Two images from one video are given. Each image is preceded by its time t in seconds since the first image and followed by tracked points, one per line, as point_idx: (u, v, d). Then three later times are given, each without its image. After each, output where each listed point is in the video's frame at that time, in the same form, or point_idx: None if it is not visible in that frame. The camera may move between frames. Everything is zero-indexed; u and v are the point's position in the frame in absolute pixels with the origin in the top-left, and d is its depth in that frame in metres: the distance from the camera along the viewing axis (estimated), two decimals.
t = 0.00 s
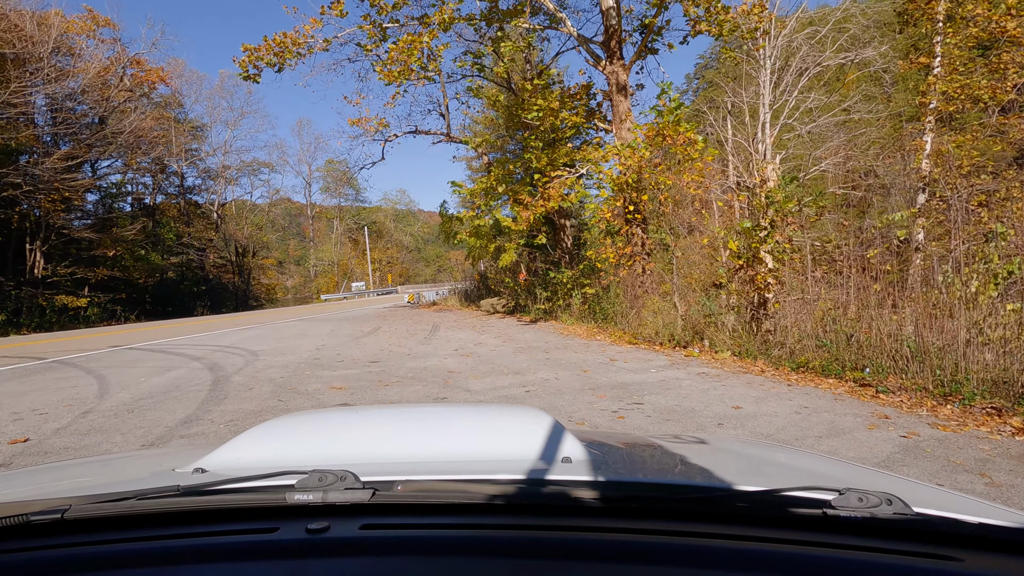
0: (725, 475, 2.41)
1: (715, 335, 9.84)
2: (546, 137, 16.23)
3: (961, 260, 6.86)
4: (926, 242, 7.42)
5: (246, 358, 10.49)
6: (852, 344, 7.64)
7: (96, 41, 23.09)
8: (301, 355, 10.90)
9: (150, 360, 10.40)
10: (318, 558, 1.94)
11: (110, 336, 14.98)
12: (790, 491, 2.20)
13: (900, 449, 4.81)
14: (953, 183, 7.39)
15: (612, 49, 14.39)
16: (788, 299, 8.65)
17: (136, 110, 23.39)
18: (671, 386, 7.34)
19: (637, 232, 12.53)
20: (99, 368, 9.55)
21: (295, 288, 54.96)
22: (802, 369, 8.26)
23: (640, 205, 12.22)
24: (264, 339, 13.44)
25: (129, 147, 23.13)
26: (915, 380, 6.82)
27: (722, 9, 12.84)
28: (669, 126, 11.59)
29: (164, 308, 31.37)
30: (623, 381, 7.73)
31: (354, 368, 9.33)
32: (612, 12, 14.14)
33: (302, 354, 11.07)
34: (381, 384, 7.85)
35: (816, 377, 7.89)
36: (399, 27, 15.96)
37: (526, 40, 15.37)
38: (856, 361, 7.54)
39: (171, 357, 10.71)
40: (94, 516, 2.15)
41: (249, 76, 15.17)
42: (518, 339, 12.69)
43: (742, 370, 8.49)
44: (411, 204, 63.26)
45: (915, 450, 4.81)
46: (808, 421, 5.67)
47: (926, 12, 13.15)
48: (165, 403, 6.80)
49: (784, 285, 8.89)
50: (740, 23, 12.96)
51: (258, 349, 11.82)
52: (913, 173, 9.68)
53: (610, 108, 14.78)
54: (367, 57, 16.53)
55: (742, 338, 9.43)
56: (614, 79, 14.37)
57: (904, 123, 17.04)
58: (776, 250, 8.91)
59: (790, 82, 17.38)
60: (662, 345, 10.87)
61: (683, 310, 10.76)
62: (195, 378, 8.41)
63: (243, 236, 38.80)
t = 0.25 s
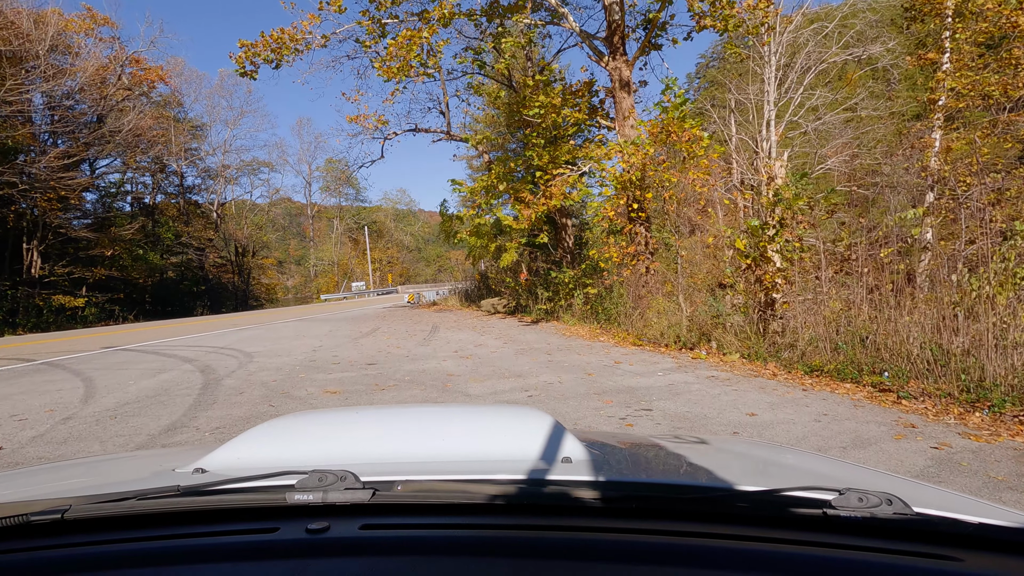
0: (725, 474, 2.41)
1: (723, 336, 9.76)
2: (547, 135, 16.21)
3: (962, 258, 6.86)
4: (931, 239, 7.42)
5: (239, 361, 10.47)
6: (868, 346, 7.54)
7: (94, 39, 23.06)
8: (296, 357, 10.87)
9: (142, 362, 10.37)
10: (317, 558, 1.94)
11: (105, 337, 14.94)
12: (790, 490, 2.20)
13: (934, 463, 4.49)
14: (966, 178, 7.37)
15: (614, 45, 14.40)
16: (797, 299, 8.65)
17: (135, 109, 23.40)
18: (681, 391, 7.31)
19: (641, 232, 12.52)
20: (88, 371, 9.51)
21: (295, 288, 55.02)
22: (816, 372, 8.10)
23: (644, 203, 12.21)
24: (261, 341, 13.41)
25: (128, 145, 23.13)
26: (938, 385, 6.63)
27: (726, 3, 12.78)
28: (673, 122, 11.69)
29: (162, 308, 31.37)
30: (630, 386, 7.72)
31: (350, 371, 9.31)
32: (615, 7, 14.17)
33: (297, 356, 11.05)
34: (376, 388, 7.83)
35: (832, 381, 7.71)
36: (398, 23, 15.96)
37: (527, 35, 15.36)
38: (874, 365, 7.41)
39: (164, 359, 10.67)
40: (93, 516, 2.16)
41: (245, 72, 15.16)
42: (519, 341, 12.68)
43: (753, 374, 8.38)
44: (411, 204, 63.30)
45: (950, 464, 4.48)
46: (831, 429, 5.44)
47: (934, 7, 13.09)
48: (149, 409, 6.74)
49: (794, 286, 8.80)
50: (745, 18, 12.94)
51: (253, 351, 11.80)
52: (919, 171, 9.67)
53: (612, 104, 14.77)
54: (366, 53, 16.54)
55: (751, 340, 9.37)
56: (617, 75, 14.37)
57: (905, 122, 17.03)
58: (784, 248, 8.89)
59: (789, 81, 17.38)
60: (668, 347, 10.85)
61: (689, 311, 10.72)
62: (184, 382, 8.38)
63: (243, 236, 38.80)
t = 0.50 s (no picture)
0: (726, 475, 2.41)
1: (728, 337, 9.76)
2: (548, 134, 16.19)
3: (968, 259, 6.97)
4: (937, 239, 7.35)
5: (236, 362, 10.45)
6: (878, 348, 7.51)
7: (93, 38, 23.03)
8: (293, 358, 10.86)
9: (136, 364, 10.35)
10: (317, 558, 1.94)
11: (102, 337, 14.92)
12: (790, 490, 2.20)
13: (957, 473, 4.42)
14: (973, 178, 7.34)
15: (616, 43, 14.39)
16: (803, 299, 8.67)
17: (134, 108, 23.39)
18: (687, 395, 7.28)
19: (643, 231, 12.52)
20: (81, 372, 9.50)
21: (295, 287, 55.02)
22: (825, 375, 8.08)
23: (646, 201, 12.21)
24: (258, 341, 13.40)
25: (126, 145, 23.10)
26: (953, 389, 6.52)
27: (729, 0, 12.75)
28: (677, 120, 11.71)
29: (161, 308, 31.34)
30: (633, 389, 7.70)
31: (348, 372, 9.30)
32: (617, 4, 14.19)
33: (295, 357, 11.04)
34: (374, 391, 7.81)
35: (842, 384, 7.68)
36: (398, 21, 15.92)
37: (529, 33, 15.33)
38: (885, 368, 7.34)
39: (159, 360, 10.65)
40: (93, 517, 2.16)
41: (244, 69, 15.14)
42: (520, 342, 12.67)
43: (760, 376, 8.36)
44: (411, 204, 63.32)
45: (975, 475, 4.41)
46: (847, 436, 5.40)
47: (941, 4, 13.02)
48: (139, 413, 6.72)
49: (799, 286, 8.88)
50: (748, 15, 12.90)
51: (250, 352, 11.78)
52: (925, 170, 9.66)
53: (614, 102, 14.75)
54: (366, 51, 16.53)
55: (756, 341, 9.38)
56: (619, 73, 14.35)
57: (906, 121, 17.01)
58: (789, 247, 8.92)
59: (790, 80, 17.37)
60: (671, 348, 10.85)
61: (692, 312, 10.70)
62: (177, 384, 8.37)
63: (243, 236, 38.80)
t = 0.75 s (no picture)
0: (727, 475, 2.41)
1: (730, 338, 9.79)
2: (548, 133, 16.20)
3: (972, 258, 6.75)
4: (940, 239, 7.15)
5: (234, 362, 10.43)
6: (883, 348, 7.50)
7: (93, 38, 23.04)
8: (292, 358, 10.85)
9: (134, 364, 10.33)
10: (317, 557, 1.95)
11: (101, 337, 14.92)
12: (790, 490, 2.20)
13: (970, 478, 4.40)
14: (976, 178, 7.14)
15: (616, 42, 14.39)
16: (806, 299, 8.67)
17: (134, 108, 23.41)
18: (689, 396, 7.27)
19: (644, 231, 12.54)
20: (77, 373, 9.47)
21: (296, 287, 55.03)
22: (830, 376, 8.09)
23: (648, 201, 12.25)
24: (257, 341, 13.38)
25: (126, 145, 23.09)
26: (962, 391, 6.52)
27: None
28: (678, 120, 11.74)
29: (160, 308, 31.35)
30: (634, 390, 7.69)
31: (347, 373, 9.29)
32: (618, 3, 14.22)
33: (293, 358, 11.03)
34: (373, 392, 7.80)
35: (848, 386, 7.71)
36: (398, 19, 15.92)
37: (529, 32, 15.32)
38: (891, 369, 7.36)
39: (157, 360, 10.63)
40: (93, 516, 2.16)
41: (244, 68, 15.14)
42: (520, 342, 12.68)
43: (764, 377, 8.38)
44: (412, 204, 63.37)
45: (987, 480, 4.39)
46: (853, 440, 5.40)
47: (943, 3, 13.00)
48: (133, 415, 6.71)
49: (802, 285, 8.93)
50: (749, 14, 12.90)
51: (248, 353, 11.77)
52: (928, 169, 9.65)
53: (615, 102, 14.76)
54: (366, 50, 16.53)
55: (759, 342, 9.40)
56: (620, 72, 14.35)
57: (906, 121, 17.01)
58: (791, 246, 8.99)
59: (790, 80, 17.37)
60: (673, 348, 10.86)
61: (694, 312, 10.70)
62: (173, 386, 8.35)
63: (244, 236, 38.79)
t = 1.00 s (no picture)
0: (727, 475, 2.41)
1: (731, 338, 9.79)
2: (547, 133, 16.21)
3: (972, 258, 6.75)
4: (941, 240, 7.17)
5: (233, 363, 10.43)
6: (884, 348, 7.50)
7: (93, 38, 23.05)
8: (291, 358, 10.84)
9: (133, 364, 10.33)
10: (317, 557, 1.95)
11: (101, 336, 14.93)
12: (790, 490, 2.20)
13: (972, 479, 4.40)
14: (977, 178, 7.12)
15: (615, 42, 14.39)
16: (806, 298, 8.66)
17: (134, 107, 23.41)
18: (690, 397, 7.27)
19: (644, 231, 12.54)
20: (77, 373, 9.48)
21: (295, 287, 55.03)
22: (831, 376, 8.09)
23: (648, 201, 12.27)
24: (256, 341, 13.38)
25: (126, 145, 23.10)
26: (963, 391, 6.52)
27: None
28: (678, 119, 11.75)
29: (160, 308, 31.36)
30: (635, 390, 7.68)
31: (347, 373, 9.28)
32: (618, 3, 14.23)
33: (293, 358, 11.02)
34: (373, 392, 7.80)
35: (848, 386, 7.70)
36: (398, 19, 15.92)
37: (529, 32, 15.32)
38: (892, 369, 7.36)
39: (156, 360, 10.63)
40: (93, 516, 2.16)
41: (244, 68, 15.15)
42: (520, 342, 12.68)
43: (764, 377, 8.39)
44: (412, 204, 63.39)
45: (989, 480, 4.39)
46: (855, 440, 5.39)
47: (942, 3, 13.01)
48: (133, 415, 6.71)
49: (802, 285, 8.93)
50: (750, 14, 12.90)
51: (248, 353, 11.76)
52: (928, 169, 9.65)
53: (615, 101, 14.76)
54: (365, 50, 16.55)
55: (760, 342, 9.40)
56: (620, 72, 14.35)
57: (907, 121, 17.00)
58: (792, 246, 8.99)
59: (790, 80, 17.38)
60: (673, 348, 10.86)
61: (694, 312, 10.71)
62: (172, 386, 8.35)
63: (244, 236, 38.79)
